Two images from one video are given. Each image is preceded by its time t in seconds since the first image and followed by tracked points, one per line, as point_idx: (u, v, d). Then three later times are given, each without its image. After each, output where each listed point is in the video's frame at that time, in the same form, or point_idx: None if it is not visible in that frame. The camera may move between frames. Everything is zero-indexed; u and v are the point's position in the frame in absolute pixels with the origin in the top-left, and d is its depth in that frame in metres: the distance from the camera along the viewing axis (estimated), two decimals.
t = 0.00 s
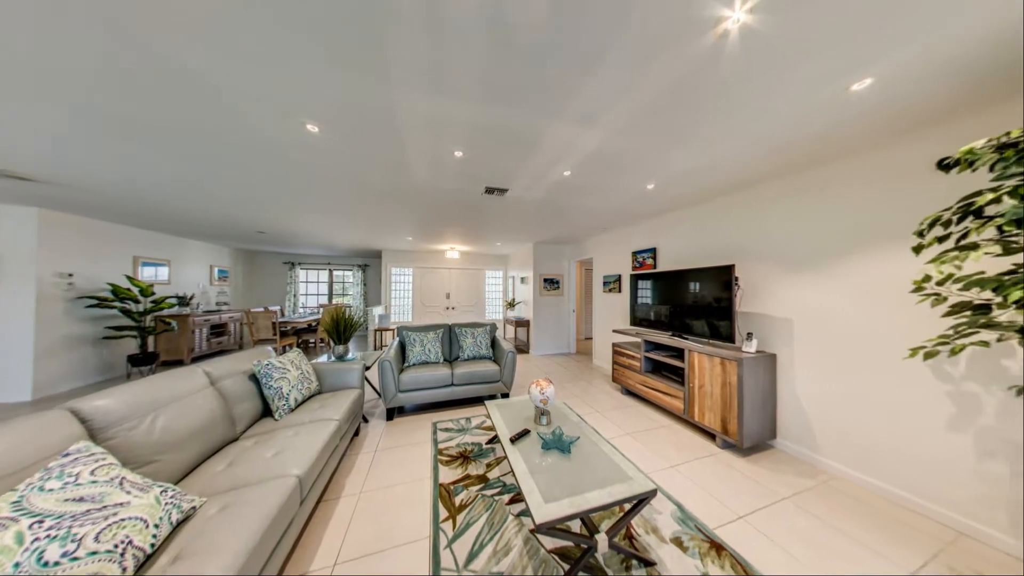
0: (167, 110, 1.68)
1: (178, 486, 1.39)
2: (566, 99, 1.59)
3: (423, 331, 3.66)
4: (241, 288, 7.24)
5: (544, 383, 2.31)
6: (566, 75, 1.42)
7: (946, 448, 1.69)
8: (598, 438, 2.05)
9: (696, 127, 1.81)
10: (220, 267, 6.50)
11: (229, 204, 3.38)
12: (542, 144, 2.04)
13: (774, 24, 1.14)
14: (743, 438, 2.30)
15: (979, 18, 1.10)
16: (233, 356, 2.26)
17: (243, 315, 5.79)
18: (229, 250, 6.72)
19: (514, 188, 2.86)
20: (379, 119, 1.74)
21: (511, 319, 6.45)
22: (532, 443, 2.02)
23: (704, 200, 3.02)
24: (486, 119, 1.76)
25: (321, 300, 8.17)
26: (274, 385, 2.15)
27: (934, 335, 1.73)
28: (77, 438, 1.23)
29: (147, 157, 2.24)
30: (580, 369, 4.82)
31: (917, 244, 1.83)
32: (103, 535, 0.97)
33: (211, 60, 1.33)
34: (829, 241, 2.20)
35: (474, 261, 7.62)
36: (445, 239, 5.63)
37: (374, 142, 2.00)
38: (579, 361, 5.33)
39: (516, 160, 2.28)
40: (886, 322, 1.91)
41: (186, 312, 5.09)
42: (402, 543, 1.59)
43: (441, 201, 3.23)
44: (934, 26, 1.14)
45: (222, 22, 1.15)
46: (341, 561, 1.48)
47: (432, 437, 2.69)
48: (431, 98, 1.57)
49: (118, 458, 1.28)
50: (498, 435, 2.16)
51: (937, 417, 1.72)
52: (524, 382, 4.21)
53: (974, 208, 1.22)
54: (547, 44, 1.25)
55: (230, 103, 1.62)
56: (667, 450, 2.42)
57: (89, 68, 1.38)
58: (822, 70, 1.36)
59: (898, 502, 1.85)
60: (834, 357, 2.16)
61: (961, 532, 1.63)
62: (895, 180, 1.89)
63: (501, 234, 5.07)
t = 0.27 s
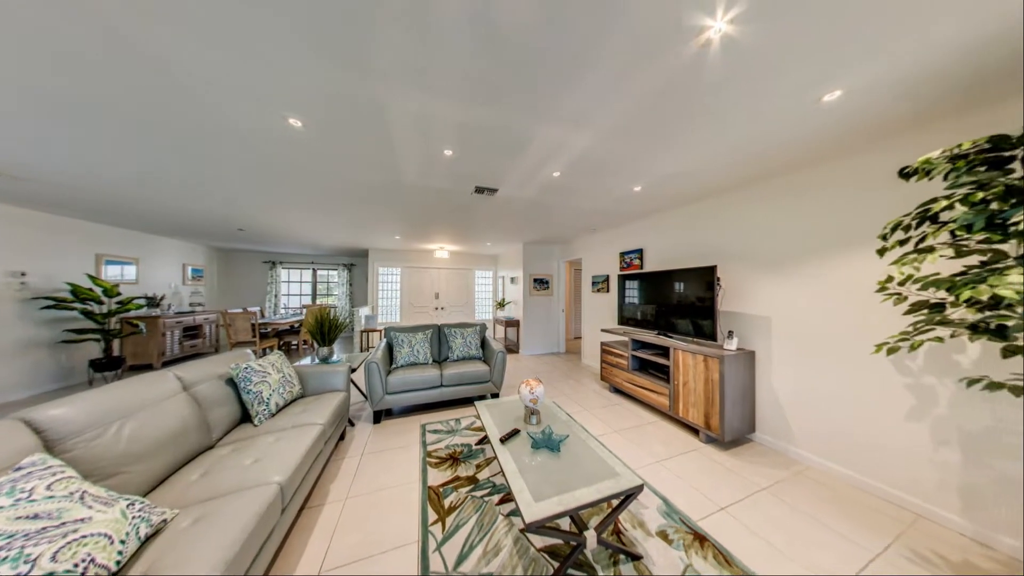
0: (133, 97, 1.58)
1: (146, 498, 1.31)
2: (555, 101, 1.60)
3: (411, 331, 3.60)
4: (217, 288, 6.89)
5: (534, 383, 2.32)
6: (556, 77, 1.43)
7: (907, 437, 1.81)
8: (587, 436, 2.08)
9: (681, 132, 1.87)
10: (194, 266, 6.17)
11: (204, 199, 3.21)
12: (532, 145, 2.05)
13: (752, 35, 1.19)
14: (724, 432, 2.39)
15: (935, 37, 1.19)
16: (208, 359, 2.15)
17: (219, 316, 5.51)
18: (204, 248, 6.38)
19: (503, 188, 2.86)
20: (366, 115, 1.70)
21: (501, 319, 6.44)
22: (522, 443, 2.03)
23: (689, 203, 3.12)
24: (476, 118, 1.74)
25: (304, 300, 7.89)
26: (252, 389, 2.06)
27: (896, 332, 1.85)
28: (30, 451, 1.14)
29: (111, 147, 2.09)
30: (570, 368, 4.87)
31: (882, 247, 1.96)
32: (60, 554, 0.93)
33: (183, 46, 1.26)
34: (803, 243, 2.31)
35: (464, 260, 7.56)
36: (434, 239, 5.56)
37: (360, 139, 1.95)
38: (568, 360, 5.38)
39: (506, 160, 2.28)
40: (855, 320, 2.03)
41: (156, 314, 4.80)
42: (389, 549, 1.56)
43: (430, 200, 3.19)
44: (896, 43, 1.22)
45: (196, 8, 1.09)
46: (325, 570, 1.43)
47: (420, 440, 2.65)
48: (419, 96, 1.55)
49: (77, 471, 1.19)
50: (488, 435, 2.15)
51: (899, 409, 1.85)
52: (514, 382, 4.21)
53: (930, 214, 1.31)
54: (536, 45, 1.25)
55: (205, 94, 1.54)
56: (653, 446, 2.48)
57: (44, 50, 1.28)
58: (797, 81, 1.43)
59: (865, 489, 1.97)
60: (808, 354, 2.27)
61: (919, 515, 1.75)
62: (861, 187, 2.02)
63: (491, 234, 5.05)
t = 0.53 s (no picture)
0: (96, 85, 1.48)
1: (110, 513, 1.23)
2: (545, 102, 1.61)
3: (399, 332, 3.53)
4: (191, 288, 6.53)
5: (524, 382, 2.32)
6: (545, 79, 1.44)
7: (872, 428, 1.93)
8: (576, 434, 2.10)
9: (666, 137, 1.93)
10: (164, 265, 5.82)
11: (176, 195, 3.04)
12: (523, 146, 2.06)
13: (733, 45, 1.24)
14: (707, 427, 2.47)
15: (897, 54, 1.27)
16: (180, 364, 2.03)
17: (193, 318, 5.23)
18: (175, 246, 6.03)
19: (494, 188, 2.85)
20: (352, 110, 1.66)
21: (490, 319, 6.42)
22: (512, 443, 2.03)
23: (674, 205, 3.21)
24: (466, 117, 1.73)
25: (285, 301, 7.60)
26: (230, 395, 1.96)
27: (863, 329, 1.97)
28: None
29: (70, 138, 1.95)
30: (559, 367, 4.91)
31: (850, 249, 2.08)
32: None
33: (152, 32, 1.19)
34: (780, 245, 2.43)
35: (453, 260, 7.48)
36: (422, 238, 5.48)
37: (346, 134, 1.89)
38: (558, 360, 5.43)
39: (496, 160, 2.28)
40: (826, 318, 2.15)
41: (122, 316, 4.50)
42: (377, 555, 1.52)
43: (419, 199, 3.14)
44: (863, 58, 1.30)
45: None
46: None
47: (409, 442, 2.60)
48: (407, 92, 1.53)
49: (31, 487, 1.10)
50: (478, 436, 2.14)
51: (866, 401, 1.97)
52: (504, 382, 4.20)
53: (892, 219, 1.41)
54: (526, 46, 1.26)
55: (177, 84, 1.46)
56: (640, 443, 2.54)
57: None
58: (774, 91, 1.50)
59: (836, 478, 2.08)
60: (784, 351, 2.39)
61: (883, 500, 1.87)
62: (832, 192, 2.13)
63: (481, 233, 5.03)
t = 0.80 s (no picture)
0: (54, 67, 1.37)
1: (70, 529, 1.14)
2: (534, 104, 1.62)
3: (386, 333, 3.46)
4: (161, 288, 6.17)
5: (514, 382, 2.33)
6: (534, 80, 1.45)
7: (841, 419, 2.05)
8: (565, 432, 2.13)
9: (652, 141, 1.98)
10: (131, 263, 5.47)
11: (145, 188, 2.86)
12: (513, 147, 2.06)
13: (714, 53, 1.29)
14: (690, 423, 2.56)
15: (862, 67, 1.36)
16: (149, 368, 1.92)
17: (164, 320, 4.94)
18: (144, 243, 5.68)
19: (483, 188, 2.84)
20: (336, 105, 1.61)
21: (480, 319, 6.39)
22: (502, 443, 2.03)
23: (659, 207, 3.30)
24: (455, 116, 1.72)
25: (266, 301, 7.29)
26: (205, 400, 1.87)
27: (834, 326, 2.09)
28: None
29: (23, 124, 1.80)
30: (549, 367, 4.95)
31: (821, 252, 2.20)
32: None
33: (117, 14, 1.12)
34: (758, 247, 2.54)
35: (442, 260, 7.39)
36: (410, 237, 5.39)
37: (330, 130, 1.84)
38: (547, 359, 5.47)
39: (486, 160, 2.27)
40: (800, 317, 2.27)
41: (83, 318, 4.19)
42: (363, 561, 1.49)
43: (407, 197, 3.08)
44: (833, 70, 1.37)
45: None
46: None
47: (396, 445, 2.55)
48: (395, 89, 1.50)
49: None
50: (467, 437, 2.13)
51: (835, 395, 2.09)
52: (494, 383, 4.19)
53: (859, 223, 1.50)
54: (515, 47, 1.26)
55: (146, 70, 1.38)
56: (627, 440, 2.59)
57: None
58: (752, 99, 1.57)
59: (809, 468, 2.20)
60: (762, 348, 2.50)
61: (851, 488, 1.99)
62: (805, 197, 2.25)
63: (471, 233, 5.00)
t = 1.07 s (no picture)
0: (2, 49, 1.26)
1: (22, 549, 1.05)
2: (524, 104, 1.62)
3: (373, 334, 3.38)
4: (128, 289, 5.78)
5: (504, 382, 2.32)
6: (524, 81, 1.46)
7: (814, 412, 2.17)
8: (555, 431, 2.15)
9: (639, 145, 2.02)
10: (93, 262, 5.10)
11: (109, 182, 2.68)
12: (503, 147, 2.06)
13: (698, 61, 1.34)
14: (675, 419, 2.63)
15: (833, 81, 1.44)
16: (114, 374, 1.79)
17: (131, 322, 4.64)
18: (108, 241, 5.30)
19: (473, 187, 2.82)
20: (320, 99, 1.56)
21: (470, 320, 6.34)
22: (491, 443, 2.02)
23: (646, 209, 3.38)
24: (445, 115, 1.70)
25: (244, 302, 6.97)
26: (176, 407, 1.77)
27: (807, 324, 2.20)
28: None
29: None
30: (538, 367, 4.97)
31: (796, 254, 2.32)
32: None
33: None
34: (738, 248, 2.64)
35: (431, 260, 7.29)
36: (398, 236, 5.29)
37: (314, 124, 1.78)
38: (537, 359, 5.49)
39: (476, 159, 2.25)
40: (777, 315, 2.37)
41: (37, 320, 3.88)
42: (349, 569, 1.45)
43: (395, 195, 3.02)
44: (806, 82, 1.45)
45: None
46: None
47: (384, 449, 2.50)
48: (382, 84, 1.47)
49: None
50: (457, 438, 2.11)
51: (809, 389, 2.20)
52: (484, 383, 4.17)
53: (829, 227, 1.58)
54: (505, 47, 1.26)
55: (109, 55, 1.29)
56: (615, 437, 2.64)
57: None
58: (732, 107, 1.64)
59: (785, 459, 2.31)
60: (742, 345, 2.60)
61: (823, 476, 2.11)
62: (781, 202, 2.36)
63: (460, 233, 4.95)
